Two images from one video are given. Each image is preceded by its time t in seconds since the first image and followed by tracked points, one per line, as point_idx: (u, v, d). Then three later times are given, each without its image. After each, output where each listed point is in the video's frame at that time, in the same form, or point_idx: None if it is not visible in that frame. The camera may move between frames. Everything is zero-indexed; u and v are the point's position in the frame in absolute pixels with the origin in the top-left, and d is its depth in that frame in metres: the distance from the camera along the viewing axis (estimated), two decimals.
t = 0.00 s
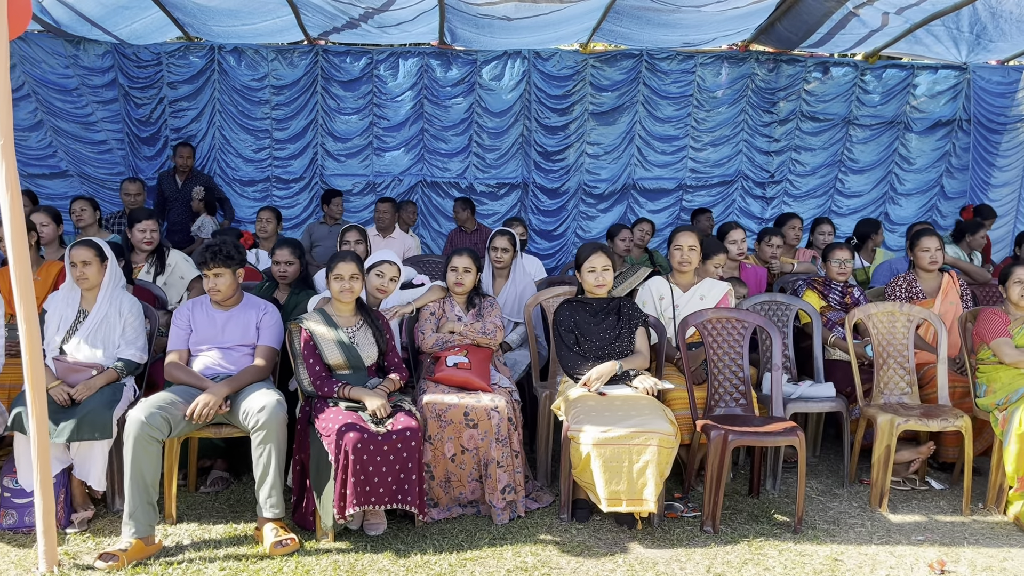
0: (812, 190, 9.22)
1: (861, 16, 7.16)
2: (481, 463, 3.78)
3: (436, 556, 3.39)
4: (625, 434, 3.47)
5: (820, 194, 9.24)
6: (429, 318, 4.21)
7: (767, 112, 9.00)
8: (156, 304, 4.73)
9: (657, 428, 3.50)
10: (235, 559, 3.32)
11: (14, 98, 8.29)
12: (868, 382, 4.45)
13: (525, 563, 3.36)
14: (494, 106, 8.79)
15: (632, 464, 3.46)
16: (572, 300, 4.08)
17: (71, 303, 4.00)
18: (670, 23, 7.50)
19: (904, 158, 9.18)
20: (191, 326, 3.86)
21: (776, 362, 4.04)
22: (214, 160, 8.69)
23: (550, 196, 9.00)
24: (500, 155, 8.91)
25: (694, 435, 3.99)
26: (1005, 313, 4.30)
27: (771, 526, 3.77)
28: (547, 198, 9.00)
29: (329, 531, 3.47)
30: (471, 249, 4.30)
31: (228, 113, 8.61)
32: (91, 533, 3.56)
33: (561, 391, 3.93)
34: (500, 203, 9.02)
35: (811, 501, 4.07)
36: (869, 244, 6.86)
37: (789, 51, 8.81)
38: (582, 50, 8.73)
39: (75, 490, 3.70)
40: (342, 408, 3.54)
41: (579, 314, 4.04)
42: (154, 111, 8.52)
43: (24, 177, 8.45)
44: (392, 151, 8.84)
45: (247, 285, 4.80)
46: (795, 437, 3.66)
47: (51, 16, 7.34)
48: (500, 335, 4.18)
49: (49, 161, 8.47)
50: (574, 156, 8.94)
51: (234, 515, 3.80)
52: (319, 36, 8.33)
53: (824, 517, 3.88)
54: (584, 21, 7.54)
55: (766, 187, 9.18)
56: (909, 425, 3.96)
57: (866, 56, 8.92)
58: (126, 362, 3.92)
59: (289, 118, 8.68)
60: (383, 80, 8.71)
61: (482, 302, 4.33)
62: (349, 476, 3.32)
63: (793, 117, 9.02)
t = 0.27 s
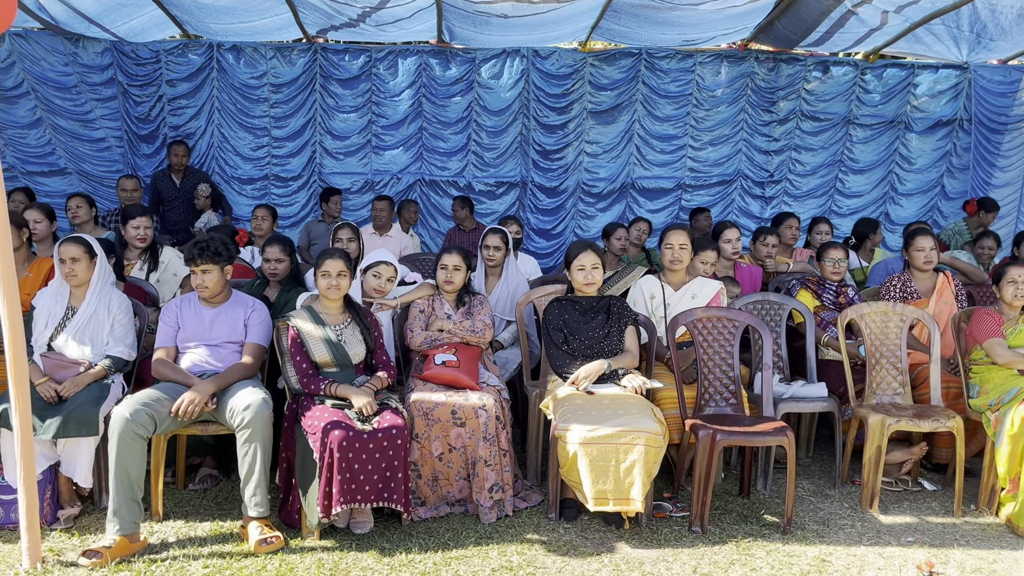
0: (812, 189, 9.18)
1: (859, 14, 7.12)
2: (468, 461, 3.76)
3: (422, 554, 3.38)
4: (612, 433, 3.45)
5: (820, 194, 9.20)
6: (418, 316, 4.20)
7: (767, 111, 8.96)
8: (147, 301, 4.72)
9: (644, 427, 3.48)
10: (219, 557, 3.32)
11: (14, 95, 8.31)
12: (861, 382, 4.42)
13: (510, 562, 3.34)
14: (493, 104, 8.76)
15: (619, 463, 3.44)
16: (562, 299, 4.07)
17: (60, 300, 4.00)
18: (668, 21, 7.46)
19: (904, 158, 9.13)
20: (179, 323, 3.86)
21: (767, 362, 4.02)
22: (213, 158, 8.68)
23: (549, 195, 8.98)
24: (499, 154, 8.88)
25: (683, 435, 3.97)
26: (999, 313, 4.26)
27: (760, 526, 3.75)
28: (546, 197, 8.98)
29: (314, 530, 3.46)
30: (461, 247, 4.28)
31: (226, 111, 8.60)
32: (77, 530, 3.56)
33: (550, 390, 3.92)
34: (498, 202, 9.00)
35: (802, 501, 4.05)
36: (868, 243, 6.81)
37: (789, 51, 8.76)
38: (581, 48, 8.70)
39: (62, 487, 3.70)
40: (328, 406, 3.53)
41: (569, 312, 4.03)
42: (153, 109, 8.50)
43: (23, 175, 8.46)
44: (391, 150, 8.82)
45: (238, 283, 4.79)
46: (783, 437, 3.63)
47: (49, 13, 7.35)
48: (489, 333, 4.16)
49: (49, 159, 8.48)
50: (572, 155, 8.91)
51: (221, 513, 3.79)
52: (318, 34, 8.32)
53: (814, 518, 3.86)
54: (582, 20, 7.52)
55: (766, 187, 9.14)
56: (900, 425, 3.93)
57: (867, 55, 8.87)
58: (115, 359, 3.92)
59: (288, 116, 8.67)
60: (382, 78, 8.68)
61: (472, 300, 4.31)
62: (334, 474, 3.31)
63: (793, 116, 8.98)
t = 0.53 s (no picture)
0: (810, 190, 9.14)
1: (856, 13, 7.07)
2: (454, 462, 3.73)
3: (405, 557, 3.34)
4: (598, 434, 3.41)
5: (818, 194, 9.16)
6: (406, 315, 4.17)
7: (764, 111, 8.92)
8: (134, 298, 4.68)
9: (631, 428, 3.44)
10: (201, 559, 3.28)
11: (9, 93, 8.28)
12: (853, 384, 4.38)
13: (494, 565, 3.30)
14: (490, 103, 8.71)
15: (605, 464, 3.40)
16: (550, 298, 4.03)
17: (43, 298, 3.97)
18: (664, 20, 7.42)
19: (903, 158, 9.07)
20: (163, 321, 3.82)
21: (756, 363, 3.98)
22: (208, 156, 8.62)
23: (545, 194, 8.94)
24: (495, 153, 8.83)
25: (672, 437, 3.92)
26: (992, 314, 4.22)
27: (749, 530, 3.71)
28: (542, 196, 8.94)
29: (297, 531, 3.42)
30: (450, 246, 4.24)
31: (222, 109, 8.55)
32: (58, 530, 3.52)
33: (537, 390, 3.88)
34: (494, 201, 8.96)
35: (792, 504, 4.00)
36: (865, 243, 6.76)
37: (786, 50, 8.72)
38: (577, 47, 8.66)
39: (44, 487, 3.66)
40: (311, 406, 3.49)
41: (556, 312, 4.00)
42: (148, 107, 8.44)
43: (18, 172, 8.43)
44: (386, 149, 8.78)
45: (226, 281, 4.76)
46: (772, 439, 3.59)
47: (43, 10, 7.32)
48: (477, 333, 4.12)
49: (44, 156, 8.45)
50: (569, 154, 8.87)
51: (205, 514, 3.76)
52: (313, 32, 8.27)
53: (803, 521, 3.82)
54: (578, 18, 7.48)
55: (763, 187, 9.10)
56: (892, 427, 3.89)
57: (865, 54, 8.82)
58: (99, 357, 3.88)
59: (283, 114, 8.63)
60: (378, 76, 8.64)
61: (461, 300, 4.28)
62: (316, 475, 3.27)
63: (790, 116, 8.94)
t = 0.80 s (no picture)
0: (804, 191, 9.08)
1: (849, 13, 7.02)
2: (434, 467, 3.67)
3: (382, 564, 3.29)
4: (579, 440, 3.35)
5: (812, 195, 9.10)
6: (387, 317, 4.11)
7: (758, 111, 8.86)
8: (114, 300, 4.61)
9: (613, 434, 3.39)
10: (174, 565, 3.22)
11: None
12: (840, 389, 4.33)
13: (472, 572, 3.25)
14: (481, 102, 8.65)
15: (586, 470, 3.35)
16: (533, 301, 3.98)
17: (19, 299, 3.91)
18: (657, 19, 7.36)
19: (897, 159, 9.02)
20: (139, 323, 3.76)
21: (742, 368, 3.93)
22: (198, 155, 8.54)
23: (537, 194, 8.88)
24: (487, 153, 8.77)
25: (656, 442, 3.87)
26: (981, 318, 4.18)
27: (733, 537, 3.65)
28: (534, 196, 8.88)
29: (273, 537, 3.36)
30: (433, 248, 4.19)
31: (212, 108, 8.48)
32: (30, 535, 3.46)
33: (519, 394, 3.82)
34: (486, 201, 8.90)
35: (778, 510, 3.95)
36: (857, 245, 6.70)
37: (780, 50, 8.66)
38: (570, 46, 8.60)
39: (17, 491, 3.60)
40: (287, 410, 3.43)
41: (539, 314, 3.95)
42: (137, 105, 8.36)
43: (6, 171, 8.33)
44: (377, 149, 8.72)
45: (208, 282, 4.69)
46: (757, 445, 3.54)
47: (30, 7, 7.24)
48: (459, 336, 4.06)
49: (32, 155, 8.34)
50: (561, 154, 8.81)
51: (181, 519, 3.70)
52: (304, 31, 8.21)
53: (789, 528, 3.76)
54: (570, 17, 7.43)
55: (757, 188, 9.05)
56: (879, 433, 3.84)
57: (859, 55, 8.76)
58: (75, 360, 3.82)
59: (274, 113, 8.57)
60: (369, 75, 8.58)
61: (444, 302, 4.22)
62: (291, 480, 3.21)
63: (784, 116, 8.89)
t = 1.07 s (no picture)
0: (796, 192, 9.04)
1: (841, 13, 6.98)
2: (413, 472, 3.62)
3: (357, 571, 3.23)
4: (558, 444, 3.30)
5: (804, 195, 9.06)
6: (367, 320, 4.05)
7: (750, 112, 8.82)
8: (93, 301, 4.55)
9: (593, 438, 3.33)
10: (145, 572, 3.16)
11: None
12: (826, 393, 4.29)
13: None
14: (472, 102, 8.59)
15: (566, 476, 3.29)
16: (515, 303, 3.92)
17: None
18: (648, 18, 7.31)
19: (890, 160, 8.98)
20: (114, 325, 3.70)
21: (726, 371, 3.88)
22: (186, 154, 8.47)
23: (528, 195, 8.83)
24: (478, 152, 8.70)
25: (639, 446, 3.82)
26: (968, 320, 4.14)
27: (716, 543, 3.60)
28: (525, 197, 8.82)
29: (247, 543, 3.30)
30: (414, 249, 4.13)
31: (200, 106, 8.41)
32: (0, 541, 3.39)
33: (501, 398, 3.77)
34: (476, 202, 8.84)
35: (763, 516, 3.90)
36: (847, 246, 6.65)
37: (772, 50, 8.62)
38: (561, 45, 8.54)
39: None
40: (262, 414, 3.38)
41: (521, 317, 3.90)
42: (125, 103, 8.28)
43: None
44: (367, 148, 8.66)
45: (188, 283, 4.63)
46: (740, 450, 3.49)
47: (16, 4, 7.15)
48: (440, 338, 4.01)
49: (18, 153, 8.23)
50: (552, 154, 8.76)
51: (156, 524, 3.64)
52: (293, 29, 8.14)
53: (772, 533, 3.71)
54: (561, 16, 7.37)
55: (748, 189, 9.00)
56: (864, 437, 3.79)
57: (852, 55, 8.72)
58: (48, 362, 3.76)
59: (263, 112, 8.50)
60: (358, 74, 8.52)
61: (425, 304, 4.17)
62: (264, 486, 3.16)
63: (776, 116, 8.84)
